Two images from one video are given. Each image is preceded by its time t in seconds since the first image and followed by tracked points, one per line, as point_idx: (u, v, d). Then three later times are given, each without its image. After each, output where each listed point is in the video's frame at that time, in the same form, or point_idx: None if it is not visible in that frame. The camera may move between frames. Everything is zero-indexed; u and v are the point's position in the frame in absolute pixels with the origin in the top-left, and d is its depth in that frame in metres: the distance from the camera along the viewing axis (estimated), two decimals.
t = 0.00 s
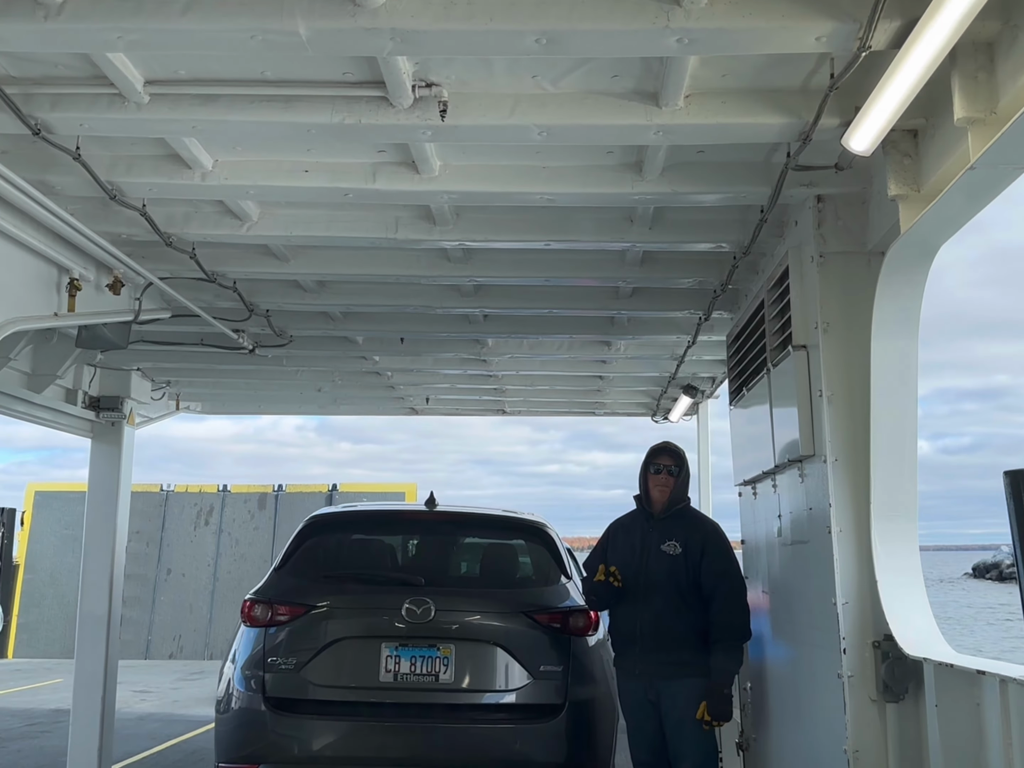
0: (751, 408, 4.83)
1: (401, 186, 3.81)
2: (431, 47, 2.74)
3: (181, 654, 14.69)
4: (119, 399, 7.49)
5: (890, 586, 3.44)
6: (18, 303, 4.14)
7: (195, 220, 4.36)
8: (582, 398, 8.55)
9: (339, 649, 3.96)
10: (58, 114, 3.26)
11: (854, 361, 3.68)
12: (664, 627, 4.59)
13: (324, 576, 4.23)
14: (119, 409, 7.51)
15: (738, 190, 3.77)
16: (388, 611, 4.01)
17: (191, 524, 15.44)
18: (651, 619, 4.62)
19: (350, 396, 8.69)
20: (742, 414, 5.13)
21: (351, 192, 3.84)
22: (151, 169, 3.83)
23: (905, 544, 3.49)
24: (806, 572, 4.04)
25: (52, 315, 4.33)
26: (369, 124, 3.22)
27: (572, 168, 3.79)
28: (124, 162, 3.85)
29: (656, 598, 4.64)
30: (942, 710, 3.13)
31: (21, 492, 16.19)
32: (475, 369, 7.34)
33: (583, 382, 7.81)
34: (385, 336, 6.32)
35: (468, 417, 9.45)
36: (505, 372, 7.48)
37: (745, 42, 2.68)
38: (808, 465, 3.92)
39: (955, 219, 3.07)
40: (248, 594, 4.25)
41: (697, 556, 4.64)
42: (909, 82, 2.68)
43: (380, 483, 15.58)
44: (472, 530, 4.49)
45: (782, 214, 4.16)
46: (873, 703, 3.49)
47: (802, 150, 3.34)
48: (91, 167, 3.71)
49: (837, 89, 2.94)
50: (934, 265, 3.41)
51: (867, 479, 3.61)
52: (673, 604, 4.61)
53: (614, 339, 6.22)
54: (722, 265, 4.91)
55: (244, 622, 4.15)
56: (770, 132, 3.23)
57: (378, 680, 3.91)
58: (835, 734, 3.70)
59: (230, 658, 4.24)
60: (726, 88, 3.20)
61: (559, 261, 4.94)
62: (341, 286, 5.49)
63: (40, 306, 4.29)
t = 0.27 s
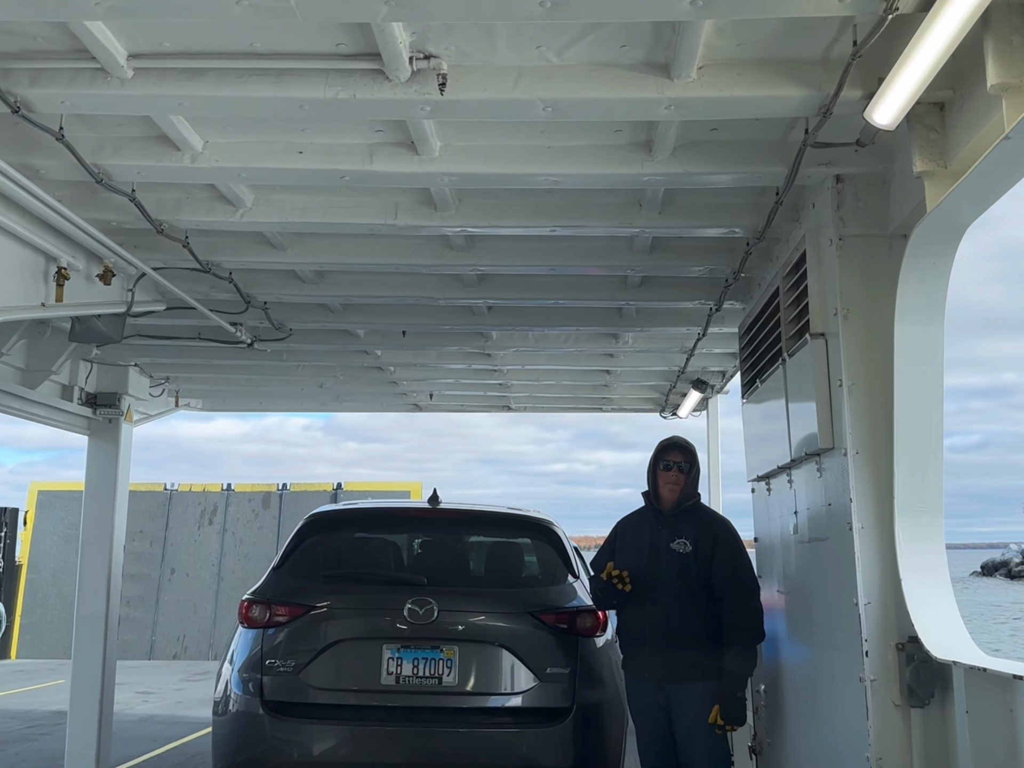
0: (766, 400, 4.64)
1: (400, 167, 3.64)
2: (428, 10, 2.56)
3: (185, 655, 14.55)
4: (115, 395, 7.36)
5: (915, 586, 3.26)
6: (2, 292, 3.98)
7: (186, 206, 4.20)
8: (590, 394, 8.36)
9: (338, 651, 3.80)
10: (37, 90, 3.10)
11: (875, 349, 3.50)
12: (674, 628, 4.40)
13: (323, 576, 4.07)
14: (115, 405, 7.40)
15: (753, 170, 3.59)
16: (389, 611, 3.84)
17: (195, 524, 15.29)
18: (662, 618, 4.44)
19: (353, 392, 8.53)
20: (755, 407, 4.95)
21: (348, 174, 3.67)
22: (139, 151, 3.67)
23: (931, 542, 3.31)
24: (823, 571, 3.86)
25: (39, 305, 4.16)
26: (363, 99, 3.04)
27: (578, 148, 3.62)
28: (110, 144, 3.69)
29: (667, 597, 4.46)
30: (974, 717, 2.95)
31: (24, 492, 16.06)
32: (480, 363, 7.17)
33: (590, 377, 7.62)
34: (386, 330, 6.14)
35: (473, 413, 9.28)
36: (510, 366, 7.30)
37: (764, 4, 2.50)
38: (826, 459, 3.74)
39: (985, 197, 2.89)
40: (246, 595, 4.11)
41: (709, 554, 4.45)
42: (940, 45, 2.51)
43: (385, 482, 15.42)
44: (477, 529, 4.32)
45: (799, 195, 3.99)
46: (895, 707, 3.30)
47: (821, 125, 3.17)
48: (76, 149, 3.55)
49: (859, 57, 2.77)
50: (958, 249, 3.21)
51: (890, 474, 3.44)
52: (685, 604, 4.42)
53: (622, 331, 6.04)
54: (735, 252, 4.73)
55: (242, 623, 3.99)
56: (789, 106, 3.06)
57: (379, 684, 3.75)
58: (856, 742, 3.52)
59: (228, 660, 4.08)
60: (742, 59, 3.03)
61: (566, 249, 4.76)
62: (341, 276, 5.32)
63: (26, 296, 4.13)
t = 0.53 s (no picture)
0: (781, 389, 4.46)
1: (398, 145, 3.46)
2: None
3: (189, 655, 14.40)
4: (112, 391, 7.21)
5: (942, 584, 3.08)
6: None
7: (177, 190, 4.04)
8: (597, 389, 8.19)
9: (340, 653, 3.70)
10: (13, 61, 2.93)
11: (898, 334, 3.31)
12: (686, 626, 4.23)
13: (324, 576, 3.96)
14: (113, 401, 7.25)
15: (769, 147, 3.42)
16: (391, 611, 3.74)
17: (199, 523, 15.13)
18: (673, 617, 4.26)
19: (356, 388, 8.35)
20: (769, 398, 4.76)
21: (343, 153, 3.50)
22: (125, 129, 3.50)
23: (960, 537, 3.12)
24: (844, 568, 3.67)
25: (24, 293, 4.00)
26: (357, 68, 2.87)
27: (586, 124, 3.44)
28: (95, 123, 3.52)
29: (678, 597, 4.28)
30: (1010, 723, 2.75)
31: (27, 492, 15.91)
32: (485, 357, 6.99)
33: (598, 371, 7.45)
34: (388, 322, 5.97)
35: (478, 409, 9.10)
36: (515, 360, 7.13)
37: None
38: (847, 451, 3.55)
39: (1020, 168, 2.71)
40: (244, 595, 4.00)
41: (721, 551, 4.26)
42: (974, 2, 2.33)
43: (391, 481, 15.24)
44: (482, 527, 4.18)
45: (816, 175, 3.81)
46: (923, 712, 3.10)
47: (842, 96, 3.00)
48: (59, 127, 3.38)
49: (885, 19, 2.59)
50: (991, 226, 3.02)
51: (916, 465, 3.25)
52: (696, 604, 4.25)
53: (631, 323, 5.86)
54: (748, 238, 4.54)
55: (240, 625, 3.89)
56: (809, 74, 2.88)
57: (381, 686, 3.64)
58: (880, 748, 3.33)
59: (226, 662, 3.97)
60: (759, 24, 2.85)
61: (572, 235, 4.59)
62: (339, 265, 5.15)
63: (11, 284, 3.97)
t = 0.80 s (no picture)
0: (796, 381, 4.27)
1: (393, 123, 3.27)
2: None
3: (192, 657, 14.24)
4: (107, 388, 7.04)
5: (971, 583, 2.89)
6: None
7: (165, 176, 3.88)
8: (603, 385, 8.00)
9: (337, 656, 3.60)
10: None
11: (922, 321, 3.13)
12: (696, 629, 4.05)
13: (322, 576, 3.84)
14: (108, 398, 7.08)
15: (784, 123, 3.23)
16: (391, 613, 3.64)
17: (202, 523, 14.95)
18: (682, 620, 4.08)
19: (357, 384, 8.17)
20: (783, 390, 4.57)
21: (335, 133, 3.31)
22: (106, 109, 3.33)
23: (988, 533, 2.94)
24: (863, 569, 3.49)
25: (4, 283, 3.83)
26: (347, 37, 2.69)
27: (590, 100, 3.26)
28: (75, 102, 3.35)
29: (688, 597, 4.09)
30: None
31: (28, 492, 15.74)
32: (489, 352, 6.80)
33: (604, 366, 7.26)
34: (388, 314, 5.79)
35: (482, 406, 8.92)
36: (519, 355, 6.94)
37: None
38: (867, 445, 3.36)
39: None
40: (238, 596, 3.88)
41: (732, 550, 4.08)
42: None
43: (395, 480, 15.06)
44: (484, 526, 4.04)
45: (833, 154, 3.62)
46: (950, 719, 2.92)
47: (863, 66, 2.82)
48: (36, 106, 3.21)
49: None
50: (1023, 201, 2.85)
51: (941, 458, 3.06)
52: (706, 604, 4.07)
53: (639, 314, 5.67)
54: (760, 222, 4.36)
55: (235, 627, 3.79)
56: (829, 41, 2.69)
57: (381, 691, 3.55)
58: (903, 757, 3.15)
59: (221, 664, 3.87)
60: None
61: (577, 221, 4.40)
62: (336, 254, 4.97)
63: None
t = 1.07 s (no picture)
0: (809, 373, 4.10)
1: (387, 100, 3.11)
2: None
3: (193, 658, 14.09)
4: (101, 385, 6.88)
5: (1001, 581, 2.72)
6: None
7: (152, 160, 3.73)
8: (608, 381, 7.84)
9: (334, 660, 3.45)
10: None
11: (945, 307, 2.96)
12: (706, 631, 3.87)
13: (318, 576, 3.70)
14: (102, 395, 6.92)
15: (801, 97, 3.05)
16: (389, 615, 3.49)
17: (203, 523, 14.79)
18: (691, 621, 3.89)
19: (356, 381, 8.01)
20: (796, 383, 4.40)
21: (327, 112, 3.15)
22: (86, 87, 3.17)
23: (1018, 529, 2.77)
24: (883, 569, 3.32)
25: None
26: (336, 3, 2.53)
27: (596, 75, 3.09)
28: (54, 80, 3.19)
29: (697, 599, 3.91)
30: None
31: (28, 492, 15.60)
32: (490, 347, 6.63)
33: (609, 360, 7.09)
34: (386, 307, 5.63)
35: (484, 403, 8.76)
36: (522, 350, 6.77)
37: None
38: (887, 438, 3.20)
39: None
40: (232, 598, 3.73)
41: (744, 550, 3.90)
42: None
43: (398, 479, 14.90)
44: (487, 525, 3.87)
45: (851, 133, 3.45)
46: (977, 726, 2.75)
47: (886, 33, 2.65)
48: (12, 83, 3.05)
49: None
50: None
51: (967, 450, 2.89)
52: (717, 606, 3.89)
53: (645, 306, 5.49)
54: (772, 207, 4.18)
55: (227, 629, 3.64)
56: (851, 5, 2.52)
57: (380, 696, 3.40)
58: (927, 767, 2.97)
59: (213, 667, 3.73)
60: None
61: (581, 207, 4.23)
62: (332, 244, 4.81)
63: None
